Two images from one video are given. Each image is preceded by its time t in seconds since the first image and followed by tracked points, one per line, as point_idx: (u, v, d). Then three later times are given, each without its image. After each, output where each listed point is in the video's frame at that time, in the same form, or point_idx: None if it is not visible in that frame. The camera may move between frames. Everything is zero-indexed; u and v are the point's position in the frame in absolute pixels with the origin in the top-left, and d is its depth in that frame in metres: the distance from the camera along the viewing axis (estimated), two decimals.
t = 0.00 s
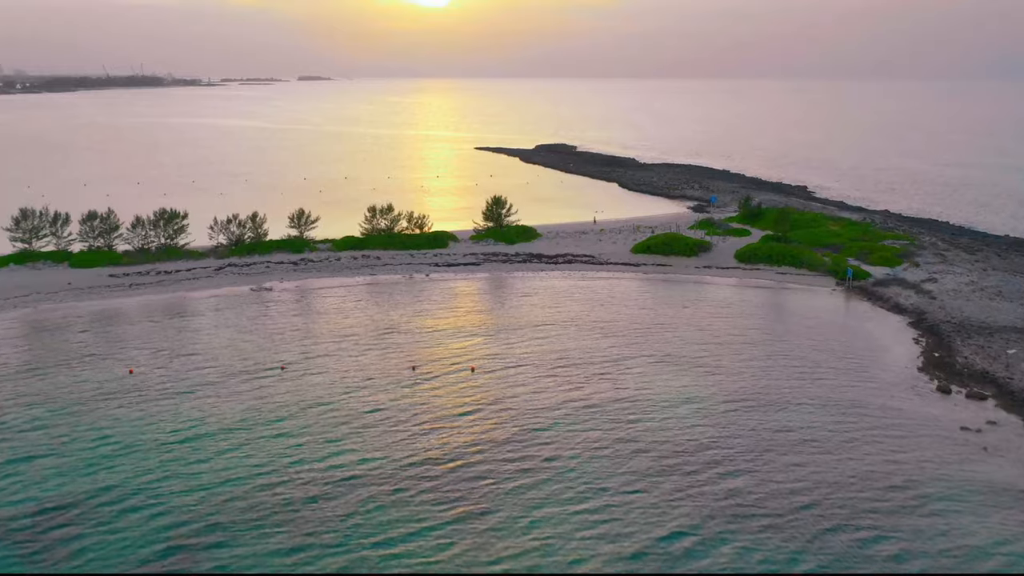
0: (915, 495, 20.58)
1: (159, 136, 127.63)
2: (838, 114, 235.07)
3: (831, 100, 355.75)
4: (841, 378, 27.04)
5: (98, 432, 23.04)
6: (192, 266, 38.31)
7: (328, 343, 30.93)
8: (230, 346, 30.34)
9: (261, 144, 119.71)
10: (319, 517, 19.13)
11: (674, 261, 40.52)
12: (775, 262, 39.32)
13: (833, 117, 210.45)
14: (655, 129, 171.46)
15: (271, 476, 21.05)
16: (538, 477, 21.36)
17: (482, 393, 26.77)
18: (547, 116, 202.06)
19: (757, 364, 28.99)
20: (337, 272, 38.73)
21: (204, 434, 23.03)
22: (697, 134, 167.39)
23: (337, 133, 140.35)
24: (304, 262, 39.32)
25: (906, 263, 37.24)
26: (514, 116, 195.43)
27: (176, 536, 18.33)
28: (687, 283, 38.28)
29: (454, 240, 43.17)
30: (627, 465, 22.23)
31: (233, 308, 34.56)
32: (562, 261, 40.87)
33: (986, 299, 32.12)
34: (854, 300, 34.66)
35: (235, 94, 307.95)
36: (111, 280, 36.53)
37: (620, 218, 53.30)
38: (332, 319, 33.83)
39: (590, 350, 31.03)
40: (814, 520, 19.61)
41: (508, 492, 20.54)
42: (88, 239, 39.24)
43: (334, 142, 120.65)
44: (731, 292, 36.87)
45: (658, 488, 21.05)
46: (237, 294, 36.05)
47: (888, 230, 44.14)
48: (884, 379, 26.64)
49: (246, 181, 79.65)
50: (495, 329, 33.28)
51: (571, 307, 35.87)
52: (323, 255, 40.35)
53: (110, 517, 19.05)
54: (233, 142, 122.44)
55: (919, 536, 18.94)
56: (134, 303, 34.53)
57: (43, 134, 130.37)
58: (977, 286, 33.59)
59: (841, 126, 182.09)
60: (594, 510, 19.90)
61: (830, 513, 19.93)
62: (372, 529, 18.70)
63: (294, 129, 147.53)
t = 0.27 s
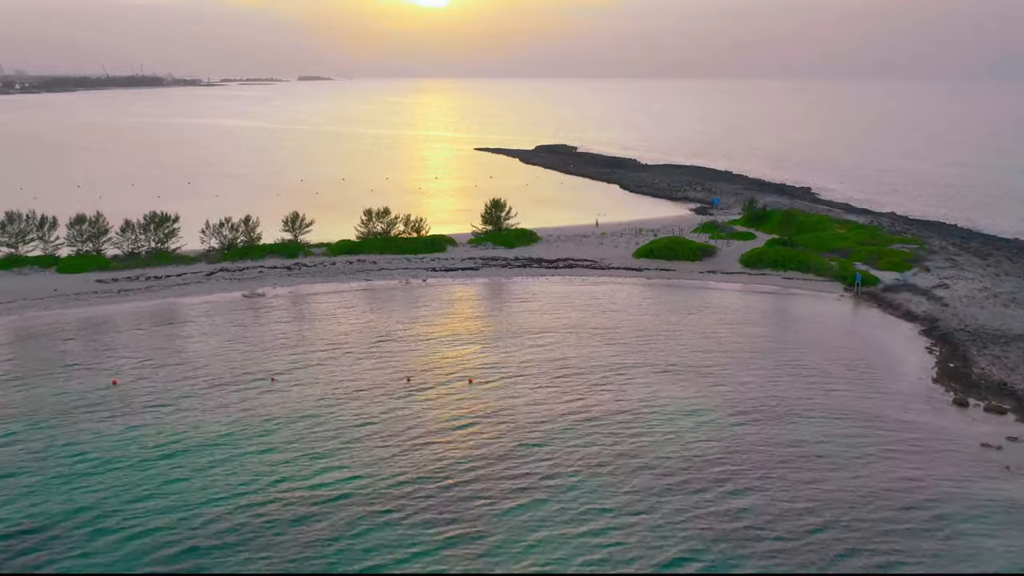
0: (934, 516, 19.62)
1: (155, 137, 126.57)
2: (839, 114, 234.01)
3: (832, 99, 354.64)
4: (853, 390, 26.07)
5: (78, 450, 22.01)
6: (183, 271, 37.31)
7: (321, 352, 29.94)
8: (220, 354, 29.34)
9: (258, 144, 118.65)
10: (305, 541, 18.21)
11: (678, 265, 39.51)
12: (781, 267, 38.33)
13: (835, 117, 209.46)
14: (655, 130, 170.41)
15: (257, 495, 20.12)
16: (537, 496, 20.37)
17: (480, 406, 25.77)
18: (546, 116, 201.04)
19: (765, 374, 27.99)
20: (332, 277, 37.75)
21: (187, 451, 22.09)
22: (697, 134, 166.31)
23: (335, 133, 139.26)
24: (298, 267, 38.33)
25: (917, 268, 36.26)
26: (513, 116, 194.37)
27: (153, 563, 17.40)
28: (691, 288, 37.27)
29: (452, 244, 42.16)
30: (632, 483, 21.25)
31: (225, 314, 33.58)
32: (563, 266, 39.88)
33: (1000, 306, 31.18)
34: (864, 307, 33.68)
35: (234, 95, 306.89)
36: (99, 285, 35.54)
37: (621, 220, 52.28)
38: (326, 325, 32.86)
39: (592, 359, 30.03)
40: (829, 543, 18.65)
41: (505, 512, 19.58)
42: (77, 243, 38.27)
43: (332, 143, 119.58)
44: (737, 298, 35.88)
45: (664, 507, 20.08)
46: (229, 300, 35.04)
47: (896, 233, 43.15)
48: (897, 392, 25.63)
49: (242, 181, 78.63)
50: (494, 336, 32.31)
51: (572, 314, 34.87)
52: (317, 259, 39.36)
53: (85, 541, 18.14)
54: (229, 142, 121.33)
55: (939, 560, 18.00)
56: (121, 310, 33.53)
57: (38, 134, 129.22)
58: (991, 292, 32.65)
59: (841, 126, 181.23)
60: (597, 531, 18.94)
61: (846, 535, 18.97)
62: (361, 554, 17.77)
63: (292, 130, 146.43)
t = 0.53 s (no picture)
0: (954, 540, 18.65)
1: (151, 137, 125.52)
2: (840, 114, 232.84)
3: (832, 99, 353.44)
4: (864, 404, 25.10)
5: (54, 468, 21.03)
6: (173, 277, 36.31)
7: (313, 361, 28.96)
8: (208, 364, 28.34)
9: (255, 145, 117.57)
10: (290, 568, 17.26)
11: (681, 270, 38.50)
12: (788, 272, 37.33)
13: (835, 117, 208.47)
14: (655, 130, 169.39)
15: (239, 516, 19.15)
16: (534, 518, 19.40)
17: (476, 418, 24.79)
18: (546, 116, 199.93)
19: (773, 386, 26.99)
20: (326, 283, 36.76)
21: (168, 469, 21.14)
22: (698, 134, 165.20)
23: (333, 133, 138.22)
24: (291, 272, 37.32)
25: (927, 273, 35.30)
26: (512, 117, 193.29)
27: None
28: (695, 294, 36.25)
29: (450, 248, 41.16)
30: (635, 503, 20.27)
31: (215, 322, 32.58)
32: (563, 271, 38.89)
33: (1015, 313, 30.25)
34: (873, 314, 32.69)
35: (233, 95, 305.86)
36: (86, 291, 34.55)
37: (623, 223, 51.27)
38: (319, 333, 31.86)
39: (593, 369, 29.04)
40: (844, 569, 17.68)
41: (500, 535, 18.61)
42: (64, 248, 37.28)
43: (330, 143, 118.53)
44: (742, 305, 34.89)
45: (669, 529, 19.11)
46: (220, 306, 34.04)
47: (904, 237, 42.16)
48: (911, 407, 24.66)
49: (238, 182, 77.54)
50: (491, 344, 31.32)
51: (572, 321, 33.88)
52: (311, 264, 38.36)
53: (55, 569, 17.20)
54: (226, 142, 120.18)
55: None
56: (108, 317, 32.53)
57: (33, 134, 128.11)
58: (1004, 299, 31.71)
59: (843, 126, 180.13)
60: (598, 556, 17.98)
61: (861, 560, 18.01)
62: None
63: (289, 130, 145.35)
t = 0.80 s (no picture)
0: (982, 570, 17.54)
1: (146, 138, 124.22)
2: (842, 113, 231.38)
3: (834, 95, 351.56)
4: (881, 420, 23.98)
5: (24, 493, 19.93)
6: (160, 284, 35.14)
7: (304, 373, 27.79)
8: (193, 376, 27.19)
9: (251, 145, 116.32)
10: None
11: (685, 276, 37.33)
12: (796, 277, 36.18)
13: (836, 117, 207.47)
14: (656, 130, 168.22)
15: (219, 544, 18.07)
16: (532, 546, 18.27)
17: (472, 435, 23.64)
18: (546, 116, 198.58)
19: (783, 400, 25.84)
20: (319, 290, 35.61)
21: (145, 493, 20.04)
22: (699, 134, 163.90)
23: (330, 134, 137.00)
24: (282, 279, 36.15)
25: (940, 280, 34.17)
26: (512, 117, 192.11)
27: None
28: (700, 302, 35.09)
29: (447, 253, 40.01)
30: (641, 529, 19.13)
31: (203, 330, 31.44)
32: (564, 277, 37.74)
33: None
34: (886, 323, 31.54)
35: (231, 95, 304.80)
36: (70, 298, 33.35)
37: (625, 227, 50.08)
38: (310, 343, 30.70)
39: (596, 381, 27.87)
40: None
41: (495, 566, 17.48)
42: (48, 253, 36.08)
43: (326, 144, 117.29)
44: (749, 313, 33.73)
45: (678, 558, 17.97)
46: (209, 315, 32.89)
47: (914, 241, 41.04)
48: (930, 424, 23.54)
49: (233, 183, 76.23)
50: (489, 355, 30.15)
51: (574, 329, 32.72)
52: (303, 270, 37.19)
53: None
54: (221, 142, 118.85)
55: None
56: (92, 326, 31.36)
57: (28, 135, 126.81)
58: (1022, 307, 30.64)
59: (848, 126, 177.73)
60: None
61: None
62: None
63: (287, 130, 144.02)
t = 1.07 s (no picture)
0: None
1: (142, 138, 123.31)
2: (845, 112, 230.08)
3: (834, 95, 350.88)
4: (895, 437, 22.97)
5: None
6: (149, 290, 34.16)
7: (294, 384, 26.79)
8: (179, 387, 26.18)
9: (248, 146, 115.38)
10: None
11: (689, 282, 36.31)
12: (803, 284, 35.19)
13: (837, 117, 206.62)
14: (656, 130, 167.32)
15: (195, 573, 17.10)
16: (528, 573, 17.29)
17: (467, 451, 22.63)
18: (546, 116, 197.51)
19: (793, 414, 24.84)
20: (312, 296, 34.62)
21: (120, 516, 19.08)
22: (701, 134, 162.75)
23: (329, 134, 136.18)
24: (274, 285, 35.16)
25: (951, 286, 33.19)
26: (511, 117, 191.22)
27: None
28: (705, 309, 34.08)
29: (444, 257, 39.02)
30: (645, 554, 18.13)
31: (192, 339, 30.46)
32: (564, 283, 36.75)
33: None
34: (897, 332, 30.53)
35: (230, 95, 304.08)
36: (55, 305, 32.37)
37: (627, 230, 49.07)
38: (301, 352, 29.68)
39: (597, 393, 26.86)
40: None
41: None
42: (34, 258, 35.09)
43: (324, 145, 116.37)
44: (755, 321, 32.72)
45: None
46: (198, 322, 31.90)
47: (922, 246, 40.04)
48: (947, 442, 22.53)
49: (229, 183, 75.17)
50: (487, 365, 29.12)
51: (574, 337, 31.73)
52: (296, 276, 36.20)
53: None
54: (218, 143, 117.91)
55: None
56: (76, 334, 30.36)
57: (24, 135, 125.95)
58: None
59: (849, 126, 176.89)
60: None
61: None
62: None
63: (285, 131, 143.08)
